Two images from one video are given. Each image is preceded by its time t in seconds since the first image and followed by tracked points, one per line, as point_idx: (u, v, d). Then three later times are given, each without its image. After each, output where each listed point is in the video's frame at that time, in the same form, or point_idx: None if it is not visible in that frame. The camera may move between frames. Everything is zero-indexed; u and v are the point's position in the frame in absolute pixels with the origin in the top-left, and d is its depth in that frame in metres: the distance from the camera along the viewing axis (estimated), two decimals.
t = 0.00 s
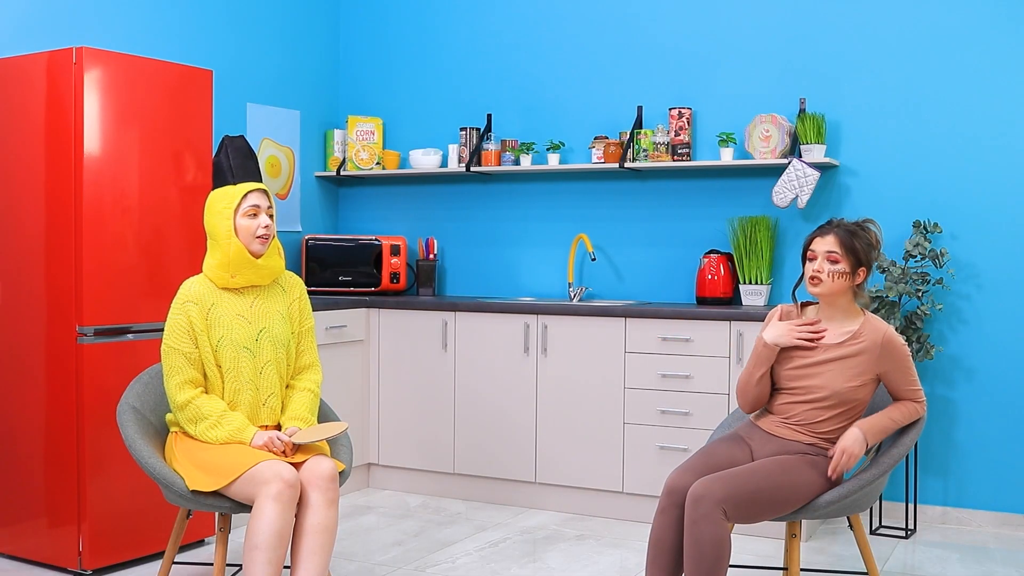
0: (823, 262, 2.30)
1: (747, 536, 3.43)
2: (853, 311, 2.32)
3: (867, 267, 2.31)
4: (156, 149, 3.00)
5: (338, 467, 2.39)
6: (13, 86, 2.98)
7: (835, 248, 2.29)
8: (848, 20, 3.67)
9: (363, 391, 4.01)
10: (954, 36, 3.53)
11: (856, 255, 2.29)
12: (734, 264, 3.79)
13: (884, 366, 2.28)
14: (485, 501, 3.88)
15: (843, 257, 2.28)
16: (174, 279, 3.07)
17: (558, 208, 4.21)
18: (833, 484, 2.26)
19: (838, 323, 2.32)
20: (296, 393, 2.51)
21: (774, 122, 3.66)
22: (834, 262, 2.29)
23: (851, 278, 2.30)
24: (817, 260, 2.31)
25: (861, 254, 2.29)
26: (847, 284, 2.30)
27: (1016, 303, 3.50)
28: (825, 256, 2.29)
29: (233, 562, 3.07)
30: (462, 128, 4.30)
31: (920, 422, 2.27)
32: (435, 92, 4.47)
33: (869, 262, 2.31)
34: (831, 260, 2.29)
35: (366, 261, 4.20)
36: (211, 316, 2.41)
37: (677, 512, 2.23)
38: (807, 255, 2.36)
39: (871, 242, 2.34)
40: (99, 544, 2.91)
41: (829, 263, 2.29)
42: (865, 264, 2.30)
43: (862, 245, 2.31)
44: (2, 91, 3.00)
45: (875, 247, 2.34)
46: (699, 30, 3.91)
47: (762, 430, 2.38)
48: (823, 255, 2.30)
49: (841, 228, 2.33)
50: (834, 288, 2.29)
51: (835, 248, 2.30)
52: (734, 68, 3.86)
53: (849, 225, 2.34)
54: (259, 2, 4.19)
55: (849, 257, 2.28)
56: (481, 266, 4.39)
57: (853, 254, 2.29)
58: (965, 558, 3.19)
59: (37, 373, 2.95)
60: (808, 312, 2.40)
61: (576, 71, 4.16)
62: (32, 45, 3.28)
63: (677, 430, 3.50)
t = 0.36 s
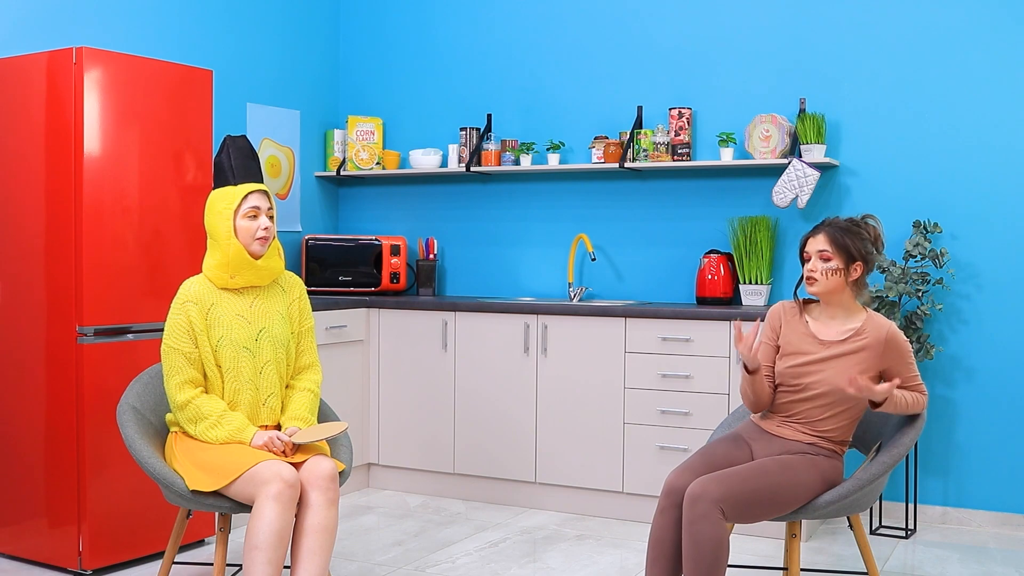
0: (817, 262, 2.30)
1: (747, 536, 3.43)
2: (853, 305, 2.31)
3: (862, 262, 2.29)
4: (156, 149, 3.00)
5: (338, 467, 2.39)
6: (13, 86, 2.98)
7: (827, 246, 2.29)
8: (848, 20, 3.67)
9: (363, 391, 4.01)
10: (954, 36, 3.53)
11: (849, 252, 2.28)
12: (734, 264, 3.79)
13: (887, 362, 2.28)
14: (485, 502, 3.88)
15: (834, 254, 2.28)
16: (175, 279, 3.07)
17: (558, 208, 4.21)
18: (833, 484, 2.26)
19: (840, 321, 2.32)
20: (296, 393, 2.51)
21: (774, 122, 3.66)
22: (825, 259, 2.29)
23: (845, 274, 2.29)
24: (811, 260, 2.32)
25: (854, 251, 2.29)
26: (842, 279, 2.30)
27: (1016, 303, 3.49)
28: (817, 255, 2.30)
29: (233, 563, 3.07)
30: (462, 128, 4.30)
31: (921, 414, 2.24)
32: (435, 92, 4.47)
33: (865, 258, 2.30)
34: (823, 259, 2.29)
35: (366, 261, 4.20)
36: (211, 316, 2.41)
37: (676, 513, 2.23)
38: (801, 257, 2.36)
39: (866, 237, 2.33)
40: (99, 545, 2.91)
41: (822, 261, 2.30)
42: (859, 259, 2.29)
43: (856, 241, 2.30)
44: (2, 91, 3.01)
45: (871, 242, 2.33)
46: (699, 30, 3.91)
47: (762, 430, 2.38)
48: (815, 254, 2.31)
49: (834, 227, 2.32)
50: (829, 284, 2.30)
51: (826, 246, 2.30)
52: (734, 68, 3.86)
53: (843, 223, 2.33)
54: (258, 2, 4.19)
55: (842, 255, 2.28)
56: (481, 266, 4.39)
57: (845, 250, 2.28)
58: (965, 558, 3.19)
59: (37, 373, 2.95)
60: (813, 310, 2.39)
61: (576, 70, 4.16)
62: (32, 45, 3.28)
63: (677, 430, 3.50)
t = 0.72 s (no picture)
0: (814, 263, 2.31)
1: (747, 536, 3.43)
2: (847, 312, 2.31)
3: (859, 266, 2.30)
4: (156, 149, 3.00)
5: (338, 468, 2.39)
6: (13, 86, 2.98)
7: (825, 248, 2.30)
8: (847, 20, 3.67)
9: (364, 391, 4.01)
10: (954, 36, 3.53)
11: (846, 254, 2.29)
12: (734, 264, 3.79)
13: (883, 368, 2.27)
14: (485, 501, 3.88)
15: (832, 257, 2.29)
16: (174, 279, 3.07)
17: (558, 208, 4.21)
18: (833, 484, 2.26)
19: (836, 326, 2.32)
20: (296, 394, 2.51)
21: (774, 122, 3.66)
22: (823, 261, 2.29)
23: (843, 276, 2.29)
24: (808, 262, 2.32)
25: (852, 254, 2.29)
26: (839, 283, 2.30)
27: (1016, 303, 3.49)
28: (815, 257, 2.30)
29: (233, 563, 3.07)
30: (462, 128, 4.30)
31: (920, 421, 2.25)
32: (435, 92, 4.47)
33: (863, 261, 2.30)
34: (821, 260, 2.30)
35: (366, 261, 4.20)
36: (211, 316, 2.41)
37: (676, 513, 2.23)
38: (800, 258, 2.36)
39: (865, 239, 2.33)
40: (99, 545, 2.91)
41: (819, 263, 2.30)
42: (856, 262, 2.29)
43: (853, 243, 2.30)
44: (2, 91, 3.00)
45: (869, 245, 2.33)
46: (699, 30, 3.91)
47: (762, 431, 2.38)
48: (813, 255, 2.31)
49: (833, 228, 2.33)
50: (826, 287, 2.30)
51: (825, 248, 2.30)
52: (734, 67, 3.86)
53: (841, 225, 2.34)
54: (258, 2, 4.19)
55: (838, 257, 2.29)
56: (481, 266, 4.39)
57: (842, 252, 2.29)
58: (965, 558, 3.19)
59: (38, 373, 2.95)
60: (808, 313, 2.39)
61: (576, 70, 4.16)
62: (32, 46, 3.28)
63: (677, 430, 3.50)
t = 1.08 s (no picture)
0: (818, 267, 2.30)
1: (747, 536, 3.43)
2: (854, 309, 2.31)
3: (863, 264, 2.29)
4: (156, 149, 3.00)
5: (338, 467, 2.39)
6: (13, 86, 2.98)
7: (827, 251, 2.29)
8: (847, 20, 3.67)
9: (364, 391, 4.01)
10: (954, 36, 3.53)
11: (849, 254, 2.28)
12: (734, 264, 3.79)
13: (886, 365, 2.27)
14: (485, 501, 3.88)
15: (835, 259, 2.28)
16: (174, 279, 3.07)
17: (558, 208, 4.21)
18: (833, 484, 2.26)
19: (840, 324, 2.32)
20: (295, 393, 2.51)
21: (774, 122, 3.66)
22: (827, 264, 2.29)
23: (847, 277, 2.29)
24: (812, 266, 2.32)
25: (854, 253, 2.28)
26: (843, 284, 2.29)
27: (1016, 303, 3.49)
28: (818, 261, 2.30)
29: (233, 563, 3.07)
30: (462, 128, 4.30)
31: (920, 420, 2.25)
32: (434, 92, 4.47)
33: (866, 259, 2.30)
34: (825, 264, 2.29)
35: (366, 261, 4.20)
36: (211, 316, 2.41)
37: (676, 512, 2.23)
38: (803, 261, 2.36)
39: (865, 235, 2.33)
40: (99, 545, 2.91)
41: (823, 266, 2.29)
42: (859, 261, 2.28)
43: (855, 242, 2.30)
44: (2, 91, 3.01)
45: (870, 242, 2.32)
46: (698, 30, 3.91)
47: (762, 431, 2.38)
48: (817, 259, 2.30)
49: (832, 228, 2.32)
50: (832, 291, 2.29)
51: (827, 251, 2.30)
52: (734, 68, 3.86)
53: (841, 224, 2.34)
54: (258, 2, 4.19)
55: (841, 259, 2.28)
56: (481, 266, 4.39)
57: (844, 253, 2.28)
58: (965, 558, 3.19)
59: (37, 373, 2.95)
60: (814, 312, 2.39)
61: (576, 71, 4.16)
62: (31, 45, 3.28)
63: (677, 430, 3.50)
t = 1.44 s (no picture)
0: (821, 265, 2.30)
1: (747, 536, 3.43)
2: (858, 309, 2.31)
3: (866, 263, 2.29)
4: (156, 149, 3.00)
5: (338, 467, 2.39)
6: (13, 86, 2.98)
7: (830, 249, 2.29)
8: (847, 20, 3.67)
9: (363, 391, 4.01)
10: (954, 36, 3.53)
11: (851, 253, 2.28)
12: (734, 264, 3.79)
13: (888, 366, 2.26)
14: (485, 501, 3.88)
15: (838, 257, 2.28)
16: (174, 279, 3.07)
17: (558, 208, 4.21)
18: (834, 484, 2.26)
19: (843, 325, 2.32)
20: (295, 393, 2.51)
21: (774, 122, 3.66)
22: (830, 262, 2.29)
23: (850, 276, 2.29)
24: (815, 264, 2.32)
25: (858, 253, 2.28)
26: (846, 283, 2.29)
27: (1016, 303, 3.49)
28: (821, 259, 2.30)
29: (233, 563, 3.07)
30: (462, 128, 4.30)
31: (921, 423, 2.25)
32: (434, 92, 4.47)
33: (870, 259, 2.29)
34: (827, 262, 2.29)
35: (366, 261, 4.20)
36: (211, 316, 2.41)
37: (676, 512, 2.23)
38: (807, 261, 2.36)
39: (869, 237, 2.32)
40: (99, 545, 2.91)
41: (826, 264, 2.29)
42: (864, 260, 2.28)
43: (858, 243, 2.29)
44: (2, 91, 3.00)
45: (873, 244, 2.32)
46: (699, 30, 3.91)
47: (763, 430, 2.38)
48: (819, 258, 2.30)
49: (836, 229, 2.32)
50: (834, 288, 2.29)
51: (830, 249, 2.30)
52: (734, 68, 3.86)
53: (845, 225, 2.34)
54: (258, 2, 4.19)
55: (844, 258, 2.28)
56: (481, 266, 4.39)
57: (848, 252, 2.28)
58: (965, 558, 3.19)
59: (38, 373, 2.95)
60: (817, 313, 2.40)
61: (576, 70, 4.16)
62: (31, 45, 3.28)
63: (677, 430, 3.50)
